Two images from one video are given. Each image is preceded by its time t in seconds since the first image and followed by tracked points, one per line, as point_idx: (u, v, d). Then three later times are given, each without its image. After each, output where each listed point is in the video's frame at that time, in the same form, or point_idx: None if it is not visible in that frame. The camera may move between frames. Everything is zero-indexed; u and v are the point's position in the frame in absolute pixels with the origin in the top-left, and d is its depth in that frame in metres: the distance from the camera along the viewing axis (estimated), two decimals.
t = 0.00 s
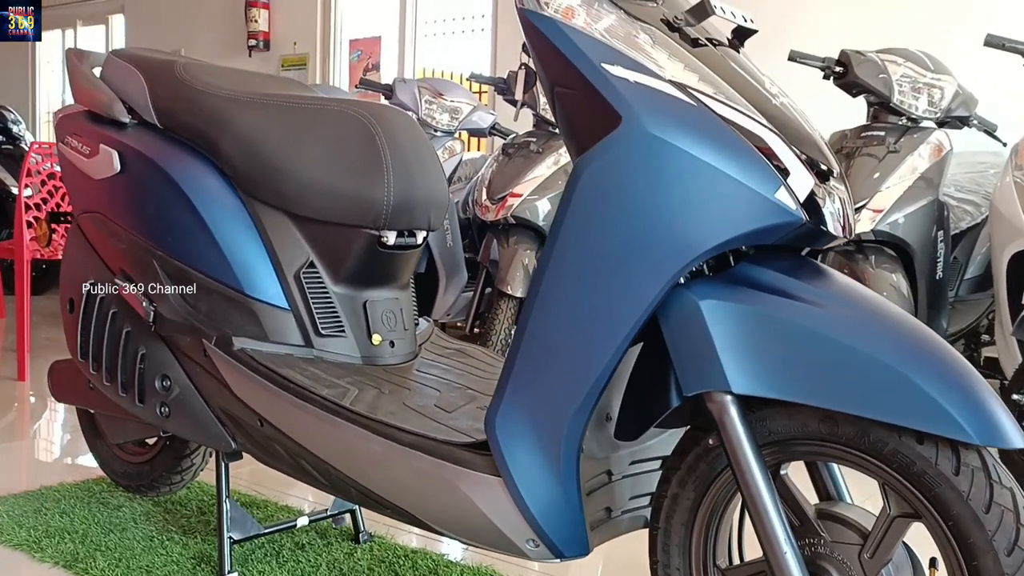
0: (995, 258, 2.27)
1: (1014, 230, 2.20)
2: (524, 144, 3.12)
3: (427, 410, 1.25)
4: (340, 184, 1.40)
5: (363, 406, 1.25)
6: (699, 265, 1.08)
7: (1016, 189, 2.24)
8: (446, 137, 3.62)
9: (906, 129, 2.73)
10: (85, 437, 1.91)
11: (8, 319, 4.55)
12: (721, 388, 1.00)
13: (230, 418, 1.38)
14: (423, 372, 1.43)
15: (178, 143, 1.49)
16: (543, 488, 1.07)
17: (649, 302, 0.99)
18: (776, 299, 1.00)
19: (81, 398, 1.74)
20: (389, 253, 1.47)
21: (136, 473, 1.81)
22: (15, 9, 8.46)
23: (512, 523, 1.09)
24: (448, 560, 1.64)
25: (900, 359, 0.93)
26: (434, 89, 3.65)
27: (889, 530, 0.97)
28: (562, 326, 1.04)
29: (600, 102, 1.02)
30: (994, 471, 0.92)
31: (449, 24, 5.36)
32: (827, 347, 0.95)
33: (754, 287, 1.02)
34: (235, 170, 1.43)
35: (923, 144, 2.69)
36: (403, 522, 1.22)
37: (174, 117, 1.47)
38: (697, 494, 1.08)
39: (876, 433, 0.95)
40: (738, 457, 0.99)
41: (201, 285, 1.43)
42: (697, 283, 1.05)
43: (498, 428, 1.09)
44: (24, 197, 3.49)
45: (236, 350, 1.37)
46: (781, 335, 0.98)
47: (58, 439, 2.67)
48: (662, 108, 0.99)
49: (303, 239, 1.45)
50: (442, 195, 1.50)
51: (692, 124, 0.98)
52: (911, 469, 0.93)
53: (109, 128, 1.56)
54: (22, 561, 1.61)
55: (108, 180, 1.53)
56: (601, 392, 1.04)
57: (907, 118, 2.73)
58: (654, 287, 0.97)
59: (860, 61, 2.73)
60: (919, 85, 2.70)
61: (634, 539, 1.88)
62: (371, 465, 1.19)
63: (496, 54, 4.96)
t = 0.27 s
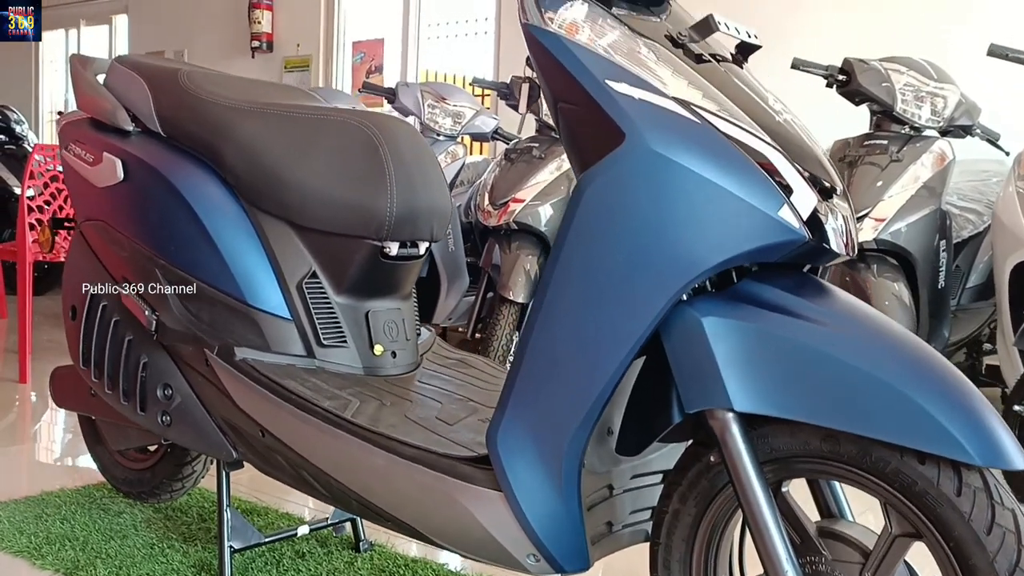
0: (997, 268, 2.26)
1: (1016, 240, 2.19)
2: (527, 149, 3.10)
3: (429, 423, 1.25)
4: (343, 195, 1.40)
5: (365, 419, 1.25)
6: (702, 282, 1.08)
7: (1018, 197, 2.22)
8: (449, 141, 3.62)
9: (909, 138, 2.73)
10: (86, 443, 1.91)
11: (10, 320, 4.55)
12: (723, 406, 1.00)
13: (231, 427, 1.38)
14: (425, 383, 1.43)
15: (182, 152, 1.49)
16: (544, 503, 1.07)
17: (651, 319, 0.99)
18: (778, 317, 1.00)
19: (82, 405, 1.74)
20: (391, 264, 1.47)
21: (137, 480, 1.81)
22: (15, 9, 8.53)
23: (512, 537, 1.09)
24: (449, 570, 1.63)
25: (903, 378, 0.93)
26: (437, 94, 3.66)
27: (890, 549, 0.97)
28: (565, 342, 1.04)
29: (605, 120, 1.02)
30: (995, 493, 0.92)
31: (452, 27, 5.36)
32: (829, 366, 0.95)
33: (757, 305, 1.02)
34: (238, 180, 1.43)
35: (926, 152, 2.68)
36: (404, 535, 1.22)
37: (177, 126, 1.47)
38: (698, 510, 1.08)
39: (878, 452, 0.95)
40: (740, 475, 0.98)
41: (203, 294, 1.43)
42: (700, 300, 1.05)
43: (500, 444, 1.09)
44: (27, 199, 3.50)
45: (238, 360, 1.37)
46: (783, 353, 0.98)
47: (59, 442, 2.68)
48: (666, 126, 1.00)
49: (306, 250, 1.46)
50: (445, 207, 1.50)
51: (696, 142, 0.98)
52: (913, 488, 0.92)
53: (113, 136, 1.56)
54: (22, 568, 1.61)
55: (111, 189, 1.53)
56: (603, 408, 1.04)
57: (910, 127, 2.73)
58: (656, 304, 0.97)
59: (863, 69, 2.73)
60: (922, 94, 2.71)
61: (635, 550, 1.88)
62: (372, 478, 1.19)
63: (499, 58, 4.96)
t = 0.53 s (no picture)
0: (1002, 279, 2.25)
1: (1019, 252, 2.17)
2: (532, 156, 3.10)
3: (432, 440, 1.25)
4: (347, 210, 1.40)
5: (368, 436, 1.26)
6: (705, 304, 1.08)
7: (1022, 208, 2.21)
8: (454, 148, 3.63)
9: (914, 149, 2.73)
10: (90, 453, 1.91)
11: (15, 323, 4.57)
12: (725, 428, 1.00)
13: (235, 441, 1.38)
14: (428, 398, 1.43)
15: (187, 166, 1.49)
16: (546, 523, 1.07)
17: (653, 341, 0.99)
18: (781, 340, 1.00)
19: (86, 415, 1.75)
20: (394, 279, 1.47)
21: (140, 490, 1.82)
22: (15, 9, 8.62)
23: (514, 556, 1.09)
24: None
25: (905, 403, 0.93)
26: (442, 100, 3.67)
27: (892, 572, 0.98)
28: (567, 363, 1.04)
29: (609, 142, 1.02)
30: (998, 518, 0.92)
31: (458, 32, 5.38)
32: (831, 390, 0.95)
33: (759, 327, 1.02)
34: (243, 194, 1.44)
35: (931, 164, 2.68)
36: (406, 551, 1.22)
37: (183, 140, 1.48)
38: (700, 530, 1.08)
39: (880, 476, 0.95)
40: (742, 496, 0.98)
41: (207, 308, 1.43)
42: (702, 322, 1.05)
43: (502, 465, 1.09)
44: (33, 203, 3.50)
45: (242, 374, 1.37)
46: (785, 376, 0.98)
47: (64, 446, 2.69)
48: (669, 148, 1.00)
49: (310, 264, 1.46)
50: (449, 222, 1.51)
51: (699, 165, 0.98)
52: (916, 513, 0.92)
53: (118, 149, 1.57)
54: None
55: (116, 201, 1.54)
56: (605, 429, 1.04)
57: (915, 137, 2.73)
58: (659, 327, 0.97)
59: (868, 79, 2.73)
60: (928, 104, 2.70)
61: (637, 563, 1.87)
62: (375, 495, 1.19)
63: (505, 63, 4.96)
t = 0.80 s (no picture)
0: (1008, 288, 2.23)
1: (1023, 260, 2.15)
2: (537, 163, 3.07)
3: (436, 456, 1.26)
4: (352, 225, 1.41)
5: (372, 452, 1.26)
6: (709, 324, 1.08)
7: None
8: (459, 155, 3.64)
9: (920, 157, 2.72)
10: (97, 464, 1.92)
11: (23, 327, 4.61)
12: (729, 448, 0.99)
13: (240, 455, 1.38)
14: (432, 413, 1.43)
15: (192, 180, 1.50)
16: (550, 542, 1.07)
17: (658, 362, 0.99)
18: (785, 360, 1.00)
19: (92, 426, 1.75)
20: (399, 293, 1.48)
21: (146, 501, 1.82)
22: (15, 9, 8.81)
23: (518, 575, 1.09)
24: None
25: (909, 424, 0.93)
26: (448, 107, 3.68)
27: None
28: (572, 383, 1.04)
29: (613, 162, 1.03)
30: (1003, 541, 0.91)
31: (463, 37, 5.39)
32: (836, 411, 0.95)
33: (763, 347, 1.02)
34: (248, 209, 1.44)
35: (937, 172, 2.68)
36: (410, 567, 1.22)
37: (189, 154, 1.48)
38: (704, 549, 1.07)
39: (885, 498, 0.94)
40: (745, 516, 0.98)
41: (212, 322, 1.44)
42: (707, 341, 1.04)
43: (507, 484, 1.09)
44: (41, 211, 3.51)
45: (246, 389, 1.38)
46: (788, 397, 0.98)
47: (71, 452, 2.70)
48: (673, 168, 1.00)
49: (314, 279, 1.47)
50: (453, 236, 1.51)
51: (703, 185, 0.98)
52: (920, 535, 0.92)
53: (124, 162, 1.57)
54: None
55: (122, 215, 1.54)
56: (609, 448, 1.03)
57: (921, 146, 2.72)
58: (663, 348, 0.97)
59: (874, 87, 2.72)
60: (934, 113, 2.69)
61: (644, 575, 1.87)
62: (380, 511, 1.19)
63: (510, 68, 4.97)
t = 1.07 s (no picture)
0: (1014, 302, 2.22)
1: None
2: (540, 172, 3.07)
3: (439, 479, 1.26)
4: (355, 246, 1.41)
5: (375, 474, 1.26)
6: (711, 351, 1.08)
7: None
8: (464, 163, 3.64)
9: (924, 168, 2.71)
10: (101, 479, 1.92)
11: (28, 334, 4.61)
12: (730, 476, 0.99)
13: (242, 474, 1.38)
14: (435, 433, 1.43)
15: (195, 199, 1.50)
16: (551, 568, 1.06)
17: (659, 390, 0.98)
18: (786, 388, 1.00)
19: (96, 442, 1.76)
20: (401, 313, 1.48)
21: (150, 516, 1.83)
22: (15, 9, 8.80)
23: None
24: None
25: (910, 454, 0.93)
26: (452, 115, 3.68)
27: None
28: (573, 410, 1.04)
29: (614, 190, 1.03)
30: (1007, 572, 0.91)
31: (468, 42, 5.39)
32: (836, 440, 0.95)
33: (764, 374, 1.02)
34: (251, 228, 1.44)
35: (941, 183, 2.67)
36: None
37: (193, 173, 1.49)
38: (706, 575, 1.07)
39: (887, 527, 0.94)
40: (747, 544, 0.98)
41: (216, 342, 1.44)
42: (708, 369, 1.04)
43: (508, 512, 1.09)
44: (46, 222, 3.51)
45: (249, 410, 1.38)
46: (789, 425, 0.97)
47: (74, 462, 2.71)
48: (674, 197, 1.00)
49: (317, 298, 1.47)
50: (456, 256, 1.51)
51: (704, 214, 0.99)
52: (922, 566, 0.92)
53: (128, 180, 1.58)
54: None
55: (126, 233, 1.55)
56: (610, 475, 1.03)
57: (926, 156, 2.71)
58: (664, 376, 0.97)
59: (877, 98, 2.71)
60: (938, 124, 2.69)
61: None
62: (382, 535, 1.20)
63: (514, 74, 4.97)
